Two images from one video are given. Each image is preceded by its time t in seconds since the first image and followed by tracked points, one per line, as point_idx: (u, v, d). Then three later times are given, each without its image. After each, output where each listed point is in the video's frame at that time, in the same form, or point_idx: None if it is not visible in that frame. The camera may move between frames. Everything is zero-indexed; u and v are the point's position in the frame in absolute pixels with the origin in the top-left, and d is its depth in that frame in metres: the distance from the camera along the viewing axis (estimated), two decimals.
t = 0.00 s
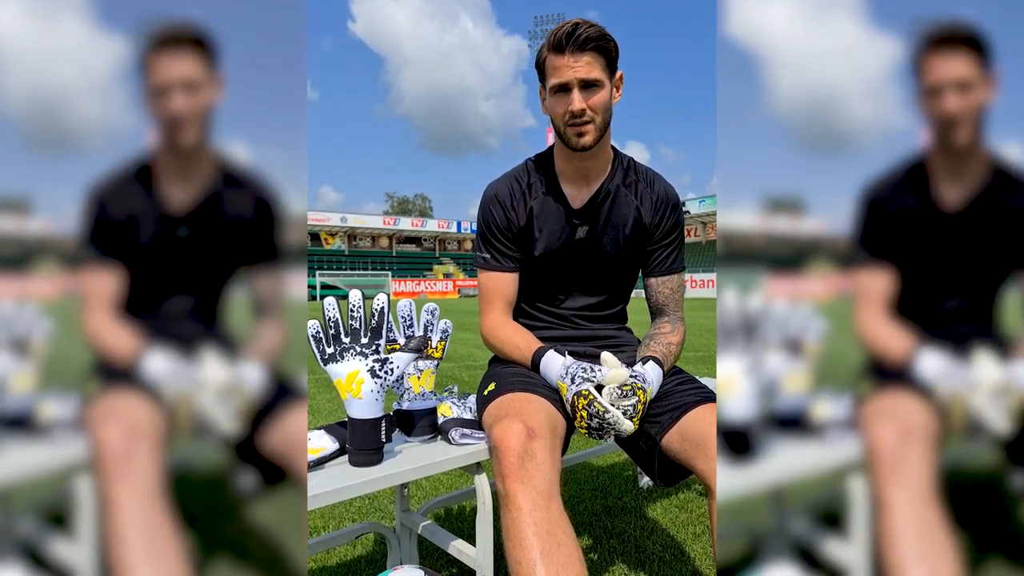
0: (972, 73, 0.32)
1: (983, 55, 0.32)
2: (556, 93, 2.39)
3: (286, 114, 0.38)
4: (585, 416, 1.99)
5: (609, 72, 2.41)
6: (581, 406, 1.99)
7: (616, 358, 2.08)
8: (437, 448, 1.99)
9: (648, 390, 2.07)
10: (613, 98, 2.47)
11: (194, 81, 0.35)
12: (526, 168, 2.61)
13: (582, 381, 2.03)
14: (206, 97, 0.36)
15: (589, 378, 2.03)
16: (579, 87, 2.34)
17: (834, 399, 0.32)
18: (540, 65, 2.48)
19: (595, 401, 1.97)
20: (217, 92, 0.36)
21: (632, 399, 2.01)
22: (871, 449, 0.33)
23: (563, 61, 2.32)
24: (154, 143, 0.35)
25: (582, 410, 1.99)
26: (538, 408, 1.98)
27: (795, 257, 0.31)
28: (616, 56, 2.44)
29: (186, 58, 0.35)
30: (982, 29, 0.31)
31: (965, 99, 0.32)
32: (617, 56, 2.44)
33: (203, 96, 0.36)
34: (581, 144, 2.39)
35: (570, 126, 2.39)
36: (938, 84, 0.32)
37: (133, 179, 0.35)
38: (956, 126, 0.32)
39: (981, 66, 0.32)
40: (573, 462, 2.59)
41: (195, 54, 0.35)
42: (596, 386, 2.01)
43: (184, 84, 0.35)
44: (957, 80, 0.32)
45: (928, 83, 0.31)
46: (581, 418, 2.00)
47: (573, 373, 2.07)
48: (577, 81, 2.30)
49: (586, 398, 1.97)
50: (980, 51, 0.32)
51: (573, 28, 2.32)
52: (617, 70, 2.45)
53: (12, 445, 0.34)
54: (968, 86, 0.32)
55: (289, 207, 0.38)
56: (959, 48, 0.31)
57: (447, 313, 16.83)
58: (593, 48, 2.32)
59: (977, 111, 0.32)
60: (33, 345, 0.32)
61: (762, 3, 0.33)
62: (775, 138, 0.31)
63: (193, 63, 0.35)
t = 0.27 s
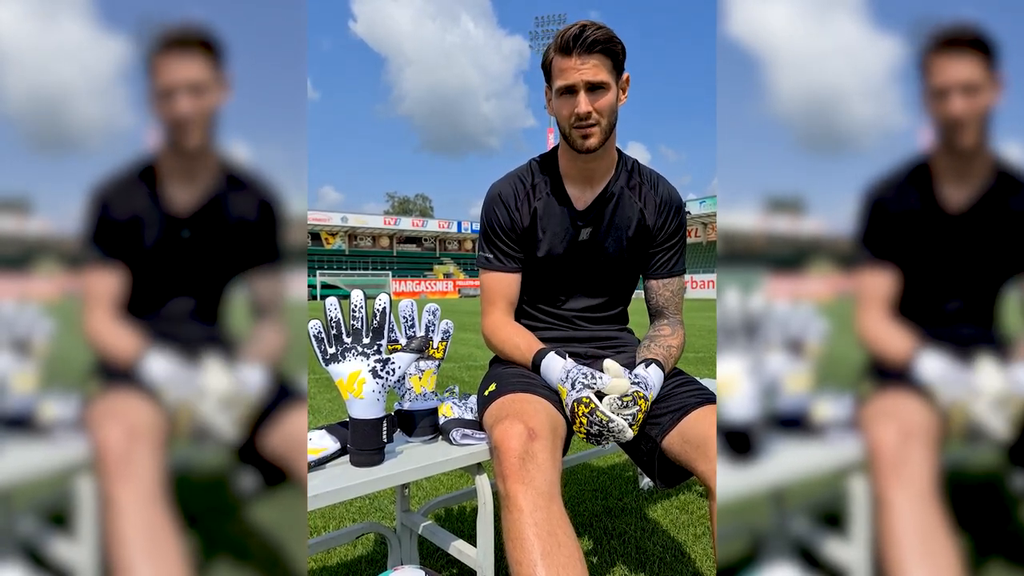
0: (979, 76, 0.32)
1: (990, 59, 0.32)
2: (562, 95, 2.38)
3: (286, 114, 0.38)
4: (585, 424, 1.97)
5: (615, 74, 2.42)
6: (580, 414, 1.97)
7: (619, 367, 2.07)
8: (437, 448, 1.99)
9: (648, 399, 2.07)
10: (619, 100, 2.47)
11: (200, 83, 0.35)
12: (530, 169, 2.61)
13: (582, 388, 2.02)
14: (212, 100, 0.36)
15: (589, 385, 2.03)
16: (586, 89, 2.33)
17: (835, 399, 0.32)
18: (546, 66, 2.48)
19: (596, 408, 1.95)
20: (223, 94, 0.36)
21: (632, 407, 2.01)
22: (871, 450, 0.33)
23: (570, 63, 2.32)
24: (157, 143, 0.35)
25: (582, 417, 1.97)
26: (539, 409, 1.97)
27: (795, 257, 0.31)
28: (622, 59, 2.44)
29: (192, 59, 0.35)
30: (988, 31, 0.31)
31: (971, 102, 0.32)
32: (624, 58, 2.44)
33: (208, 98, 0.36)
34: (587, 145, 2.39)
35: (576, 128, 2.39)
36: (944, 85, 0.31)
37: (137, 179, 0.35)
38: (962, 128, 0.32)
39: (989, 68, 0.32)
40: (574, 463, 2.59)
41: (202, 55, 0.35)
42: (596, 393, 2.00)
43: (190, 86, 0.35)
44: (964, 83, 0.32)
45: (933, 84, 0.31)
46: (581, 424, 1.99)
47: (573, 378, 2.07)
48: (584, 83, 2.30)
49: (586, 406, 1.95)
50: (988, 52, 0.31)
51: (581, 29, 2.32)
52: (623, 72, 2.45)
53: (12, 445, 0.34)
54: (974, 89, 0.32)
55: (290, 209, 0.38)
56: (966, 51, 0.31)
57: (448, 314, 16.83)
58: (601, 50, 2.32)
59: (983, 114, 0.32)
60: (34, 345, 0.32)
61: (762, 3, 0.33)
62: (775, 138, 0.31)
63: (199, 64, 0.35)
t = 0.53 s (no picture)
0: (979, 74, 0.31)
1: (990, 57, 0.31)
2: (561, 93, 2.37)
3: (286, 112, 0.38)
4: (585, 423, 1.96)
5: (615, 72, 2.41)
6: (580, 414, 1.96)
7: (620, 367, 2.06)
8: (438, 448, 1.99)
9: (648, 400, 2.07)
10: (618, 97, 2.46)
11: (201, 80, 0.35)
12: (529, 169, 2.62)
13: (581, 389, 2.02)
14: (212, 97, 0.35)
15: (588, 385, 2.03)
16: (586, 86, 2.32)
17: (836, 399, 0.32)
18: (545, 65, 2.47)
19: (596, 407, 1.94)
20: (222, 92, 0.36)
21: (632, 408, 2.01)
22: (872, 450, 0.33)
23: (570, 61, 2.32)
24: (156, 142, 0.35)
25: (582, 416, 1.96)
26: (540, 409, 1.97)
27: (795, 258, 0.30)
28: (621, 56, 2.44)
29: (194, 58, 0.35)
30: (988, 28, 0.31)
31: (972, 99, 0.32)
32: (622, 55, 2.44)
33: (209, 96, 0.35)
34: (587, 141, 2.38)
35: (576, 125, 2.39)
36: (944, 83, 0.31)
37: (136, 180, 0.35)
38: (962, 126, 0.32)
39: (990, 65, 0.31)
40: (575, 463, 2.59)
41: (203, 55, 0.35)
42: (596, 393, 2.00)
43: (190, 84, 0.35)
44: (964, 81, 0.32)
45: (933, 82, 0.31)
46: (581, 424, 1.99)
47: (573, 378, 2.07)
48: (583, 80, 2.29)
49: (586, 405, 1.95)
50: (988, 51, 0.31)
51: (580, 27, 2.31)
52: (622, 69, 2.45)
53: (14, 445, 0.34)
54: (975, 87, 0.32)
55: (290, 209, 0.39)
56: (966, 49, 0.31)
57: (449, 314, 16.84)
58: (600, 48, 2.31)
59: (986, 113, 0.32)
60: (35, 346, 0.32)
61: (761, 3, 0.32)
62: (775, 138, 0.31)
63: (200, 62, 0.35)
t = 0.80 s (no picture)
0: (979, 73, 0.31)
1: (991, 56, 0.31)
2: (561, 93, 2.37)
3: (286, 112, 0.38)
4: (586, 422, 1.97)
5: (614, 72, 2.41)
6: (581, 413, 1.97)
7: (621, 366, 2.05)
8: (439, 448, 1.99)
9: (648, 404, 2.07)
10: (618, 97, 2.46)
11: (200, 80, 0.35)
12: (528, 170, 2.62)
13: (581, 388, 2.02)
14: (212, 97, 0.36)
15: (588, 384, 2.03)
16: (585, 86, 2.32)
17: (836, 400, 0.32)
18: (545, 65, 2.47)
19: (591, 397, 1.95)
20: (221, 91, 0.36)
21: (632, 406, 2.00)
22: (872, 450, 0.33)
23: (569, 61, 2.31)
24: (156, 142, 0.35)
25: (582, 416, 1.97)
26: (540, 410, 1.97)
27: (795, 258, 0.30)
28: (621, 56, 2.44)
29: (193, 56, 0.35)
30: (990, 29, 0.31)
31: (972, 99, 0.32)
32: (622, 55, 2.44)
33: (208, 95, 0.35)
34: (587, 141, 2.37)
35: (576, 124, 2.38)
36: (944, 83, 0.31)
37: (136, 182, 0.35)
38: (961, 126, 0.32)
39: (990, 65, 0.31)
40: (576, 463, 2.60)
41: (202, 56, 0.35)
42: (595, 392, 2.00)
43: (191, 84, 0.35)
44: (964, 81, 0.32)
45: (932, 83, 0.31)
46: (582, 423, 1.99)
47: (573, 378, 2.06)
48: (583, 81, 2.29)
49: (587, 404, 1.95)
50: (988, 51, 0.31)
51: (579, 28, 2.31)
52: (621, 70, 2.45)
53: (14, 446, 0.34)
54: (974, 86, 0.31)
55: (290, 209, 0.38)
56: (966, 48, 0.31)
57: (449, 314, 16.84)
58: (600, 48, 2.31)
59: (986, 112, 0.32)
60: (36, 346, 0.32)
61: (762, 3, 0.32)
62: (776, 138, 0.31)
63: (200, 62, 0.35)
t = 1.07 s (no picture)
0: (978, 83, 0.31)
1: (989, 65, 0.31)
2: (558, 102, 2.37)
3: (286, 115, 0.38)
4: (581, 420, 1.98)
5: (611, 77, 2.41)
6: (574, 411, 1.98)
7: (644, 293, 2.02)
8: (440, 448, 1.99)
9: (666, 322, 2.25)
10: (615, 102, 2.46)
11: (199, 90, 0.35)
12: (526, 171, 2.62)
13: (571, 387, 2.01)
14: (210, 102, 0.36)
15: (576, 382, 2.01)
16: (583, 96, 2.33)
17: (837, 400, 0.32)
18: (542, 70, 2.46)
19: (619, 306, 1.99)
20: (219, 96, 0.36)
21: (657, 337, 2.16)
22: (873, 450, 0.33)
23: (567, 70, 2.31)
24: (155, 144, 0.35)
25: (577, 414, 1.98)
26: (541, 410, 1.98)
27: (795, 258, 0.30)
28: (617, 61, 2.43)
29: (192, 68, 0.35)
30: (989, 38, 0.31)
31: (971, 109, 0.32)
32: (618, 60, 2.43)
33: (207, 103, 0.36)
34: (586, 151, 2.39)
35: (574, 134, 2.38)
36: (942, 93, 0.31)
37: (134, 185, 0.35)
38: (958, 134, 0.32)
39: (988, 74, 0.31)
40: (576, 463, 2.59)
41: (200, 63, 0.35)
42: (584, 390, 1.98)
43: (189, 94, 0.35)
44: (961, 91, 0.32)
45: (930, 92, 0.31)
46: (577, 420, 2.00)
47: (562, 378, 2.06)
48: (581, 91, 2.29)
49: (577, 404, 1.95)
50: (986, 59, 0.31)
51: (577, 36, 2.30)
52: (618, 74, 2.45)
53: (15, 446, 0.34)
54: (973, 96, 0.31)
55: (289, 209, 0.38)
56: (964, 59, 0.31)
57: (450, 314, 16.85)
58: (597, 57, 2.31)
59: (984, 121, 0.32)
60: (36, 346, 0.32)
61: (762, 3, 0.32)
62: (777, 139, 0.31)
63: (197, 72, 0.35)
